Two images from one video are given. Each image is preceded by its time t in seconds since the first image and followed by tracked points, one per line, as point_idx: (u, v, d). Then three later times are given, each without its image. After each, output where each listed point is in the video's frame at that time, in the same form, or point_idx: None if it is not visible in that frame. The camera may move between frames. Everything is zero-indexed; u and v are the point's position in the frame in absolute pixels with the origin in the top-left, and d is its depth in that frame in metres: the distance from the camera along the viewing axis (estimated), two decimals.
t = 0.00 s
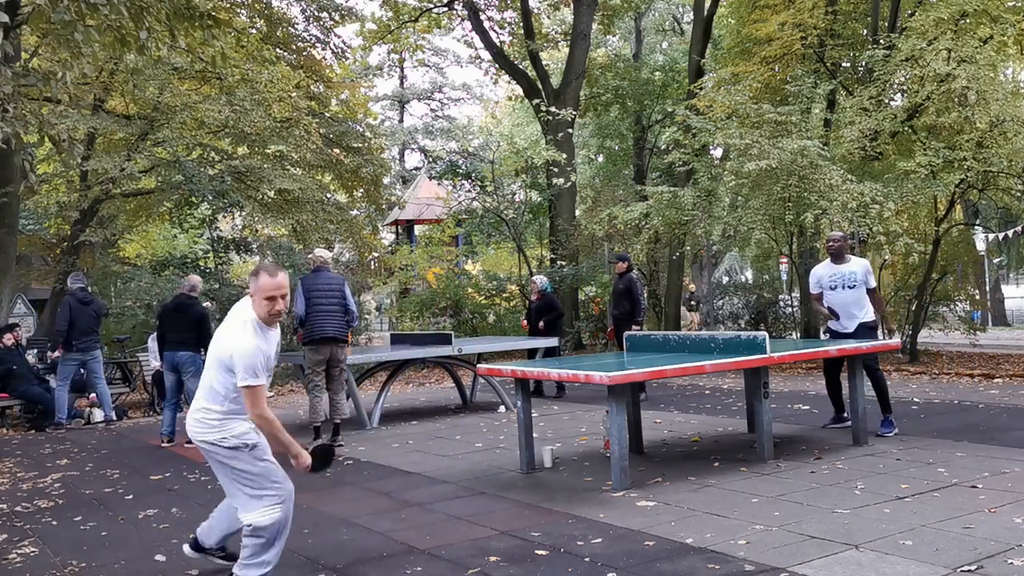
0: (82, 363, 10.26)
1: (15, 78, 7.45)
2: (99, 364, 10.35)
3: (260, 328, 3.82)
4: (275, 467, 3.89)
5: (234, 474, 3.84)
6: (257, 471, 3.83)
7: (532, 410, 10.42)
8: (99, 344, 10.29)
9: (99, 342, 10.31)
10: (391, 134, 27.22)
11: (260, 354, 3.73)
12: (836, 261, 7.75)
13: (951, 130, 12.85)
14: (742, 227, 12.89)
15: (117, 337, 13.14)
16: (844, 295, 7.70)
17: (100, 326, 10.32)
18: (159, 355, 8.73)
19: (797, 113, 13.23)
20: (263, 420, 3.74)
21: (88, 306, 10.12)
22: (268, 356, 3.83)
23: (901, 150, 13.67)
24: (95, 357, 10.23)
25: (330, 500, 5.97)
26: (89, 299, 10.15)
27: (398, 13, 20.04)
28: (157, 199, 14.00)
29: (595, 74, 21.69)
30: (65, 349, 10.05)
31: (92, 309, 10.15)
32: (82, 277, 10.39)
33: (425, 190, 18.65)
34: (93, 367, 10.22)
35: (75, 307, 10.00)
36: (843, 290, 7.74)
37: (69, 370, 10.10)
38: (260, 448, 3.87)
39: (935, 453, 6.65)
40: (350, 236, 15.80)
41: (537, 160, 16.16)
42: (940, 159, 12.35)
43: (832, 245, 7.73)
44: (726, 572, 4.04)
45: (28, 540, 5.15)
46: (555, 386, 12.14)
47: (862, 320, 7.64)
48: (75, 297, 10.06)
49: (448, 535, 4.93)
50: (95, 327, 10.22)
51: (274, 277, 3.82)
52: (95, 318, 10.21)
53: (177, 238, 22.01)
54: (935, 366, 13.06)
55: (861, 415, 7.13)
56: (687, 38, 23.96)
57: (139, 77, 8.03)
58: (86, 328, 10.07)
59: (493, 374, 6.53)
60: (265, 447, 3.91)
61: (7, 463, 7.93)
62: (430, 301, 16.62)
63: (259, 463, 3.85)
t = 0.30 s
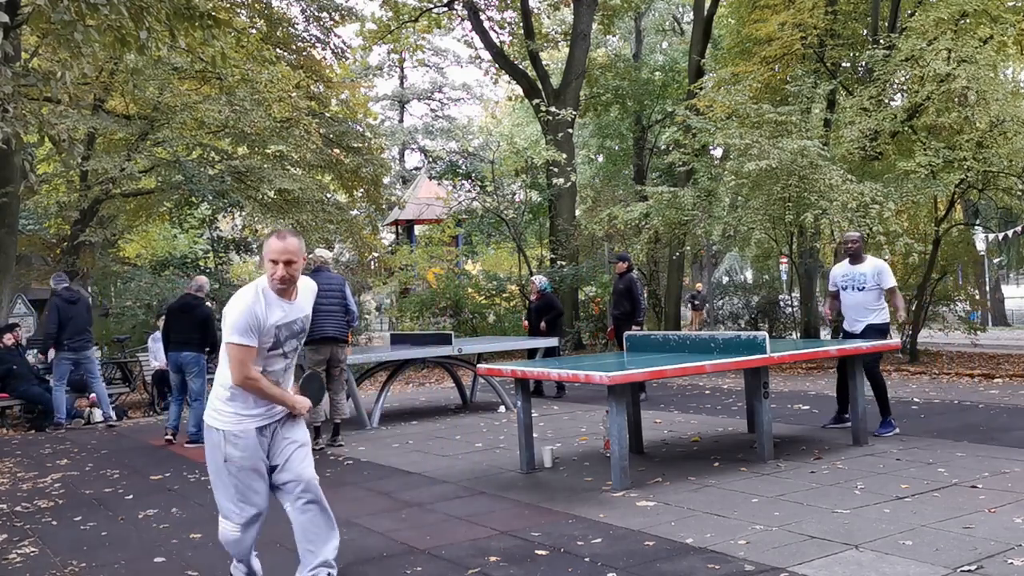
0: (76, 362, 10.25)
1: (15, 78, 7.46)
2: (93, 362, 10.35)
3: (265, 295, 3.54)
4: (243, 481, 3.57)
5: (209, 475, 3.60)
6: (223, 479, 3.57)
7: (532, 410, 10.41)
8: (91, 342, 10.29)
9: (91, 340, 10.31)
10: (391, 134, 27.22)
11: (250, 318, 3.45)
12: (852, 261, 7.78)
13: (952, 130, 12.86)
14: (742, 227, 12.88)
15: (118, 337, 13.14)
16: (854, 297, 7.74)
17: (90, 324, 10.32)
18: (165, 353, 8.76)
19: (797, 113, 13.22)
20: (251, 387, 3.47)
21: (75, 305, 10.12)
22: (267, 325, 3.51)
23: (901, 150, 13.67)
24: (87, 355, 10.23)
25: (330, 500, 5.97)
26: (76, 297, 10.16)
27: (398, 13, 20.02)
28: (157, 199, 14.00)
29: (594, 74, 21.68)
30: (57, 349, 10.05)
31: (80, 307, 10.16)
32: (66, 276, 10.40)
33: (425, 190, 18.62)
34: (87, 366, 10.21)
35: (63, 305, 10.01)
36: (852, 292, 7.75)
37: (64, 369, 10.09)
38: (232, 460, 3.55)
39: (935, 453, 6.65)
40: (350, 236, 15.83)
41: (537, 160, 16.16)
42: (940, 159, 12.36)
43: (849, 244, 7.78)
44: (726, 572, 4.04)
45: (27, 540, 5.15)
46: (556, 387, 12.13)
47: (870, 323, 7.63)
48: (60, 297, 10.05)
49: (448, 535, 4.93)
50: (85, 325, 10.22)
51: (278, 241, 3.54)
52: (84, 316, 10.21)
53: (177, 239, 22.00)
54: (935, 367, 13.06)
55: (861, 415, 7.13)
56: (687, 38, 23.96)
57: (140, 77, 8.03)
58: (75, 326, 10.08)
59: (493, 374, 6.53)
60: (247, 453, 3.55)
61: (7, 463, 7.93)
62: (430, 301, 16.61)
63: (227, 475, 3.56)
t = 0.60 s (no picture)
0: (76, 363, 10.26)
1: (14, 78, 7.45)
2: (92, 362, 10.35)
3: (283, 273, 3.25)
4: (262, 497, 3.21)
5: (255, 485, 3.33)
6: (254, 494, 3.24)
7: (532, 410, 10.41)
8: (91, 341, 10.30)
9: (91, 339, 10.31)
10: (391, 134, 27.20)
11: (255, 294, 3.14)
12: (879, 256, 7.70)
13: (952, 130, 12.87)
14: (742, 227, 12.88)
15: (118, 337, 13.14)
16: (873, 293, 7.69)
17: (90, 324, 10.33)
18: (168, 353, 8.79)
19: (797, 113, 13.22)
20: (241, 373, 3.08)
21: (72, 305, 10.14)
22: (275, 303, 3.17)
23: (901, 150, 13.67)
24: (87, 355, 10.22)
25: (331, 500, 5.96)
26: (74, 297, 10.18)
27: (398, 13, 20.01)
28: (157, 199, 13.99)
29: (594, 74, 21.66)
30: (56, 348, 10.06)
31: (78, 307, 10.17)
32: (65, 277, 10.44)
33: (425, 190, 18.55)
34: (86, 365, 10.22)
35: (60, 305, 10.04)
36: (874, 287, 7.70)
37: (64, 369, 10.10)
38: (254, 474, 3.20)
39: (935, 453, 6.65)
40: (351, 236, 15.85)
41: (537, 160, 16.16)
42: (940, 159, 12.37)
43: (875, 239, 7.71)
44: (726, 572, 4.04)
45: (28, 540, 5.15)
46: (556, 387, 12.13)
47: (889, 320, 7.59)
48: (58, 297, 10.09)
49: (448, 536, 4.93)
50: (84, 325, 10.23)
51: (296, 217, 3.27)
52: (84, 316, 10.22)
53: (176, 239, 21.97)
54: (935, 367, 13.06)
55: (861, 415, 7.12)
56: (687, 38, 23.96)
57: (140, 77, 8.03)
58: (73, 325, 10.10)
59: (493, 374, 6.53)
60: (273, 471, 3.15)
61: (7, 463, 7.93)
62: (430, 301, 16.58)
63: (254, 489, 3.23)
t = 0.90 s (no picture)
0: (84, 364, 10.28)
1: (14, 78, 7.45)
2: (100, 365, 10.39)
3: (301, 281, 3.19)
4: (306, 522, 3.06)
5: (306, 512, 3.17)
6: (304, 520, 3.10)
7: (532, 410, 10.40)
8: (101, 344, 10.32)
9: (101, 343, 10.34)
10: (391, 134, 27.19)
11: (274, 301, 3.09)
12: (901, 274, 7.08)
13: (952, 130, 12.89)
14: (742, 226, 12.88)
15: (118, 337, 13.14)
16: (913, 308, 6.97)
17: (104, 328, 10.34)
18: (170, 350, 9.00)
19: (797, 113, 13.22)
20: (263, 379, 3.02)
21: (90, 308, 10.13)
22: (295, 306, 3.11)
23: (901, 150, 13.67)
24: (96, 357, 10.26)
25: (331, 500, 5.96)
26: (94, 300, 10.16)
27: (398, 13, 19.99)
28: (157, 199, 13.99)
29: (594, 74, 21.65)
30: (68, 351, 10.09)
31: (96, 311, 10.16)
32: (84, 277, 10.39)
33: (425, 190, 18.49)
34: (94, 367, 10.28)
35: (80, 308, 10.05)
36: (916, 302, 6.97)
37: (73, 371, 10.14)
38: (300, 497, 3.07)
39: (935, 453, 6.65)
40: (351, 236, 15.85)
41: (537, 160, 16.16)
42: (940, 158, 12.40)
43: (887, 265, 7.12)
44: (726, 572, 4.04)
45: (28, 540, 5.15)
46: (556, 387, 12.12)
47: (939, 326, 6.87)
48: (77, 299, 10.08)
49: (448, 535, 4.93)
50: (99, 329, 10.24)
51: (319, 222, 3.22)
52: (98, 320, 10.22)
53: (177, 239, 21.95)
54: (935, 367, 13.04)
55: (860, 415, 7.12)
56: (687, 38, 23.96)
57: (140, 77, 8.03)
58: (88, 329, 10.09)
59: (493, 374, 6.53)
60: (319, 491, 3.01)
61: (7, 463, 7.93)
62: (430, 301, 16.56)
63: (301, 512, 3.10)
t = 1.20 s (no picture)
0: (84, 364, 10.28)
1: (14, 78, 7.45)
2: (100, 365, 10.39)
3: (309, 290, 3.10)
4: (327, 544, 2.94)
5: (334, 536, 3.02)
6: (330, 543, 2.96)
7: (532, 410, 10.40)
8: (101, 344, 10.32)
9: (101, 343, 10.33)
10: (391, 134, 27.19)
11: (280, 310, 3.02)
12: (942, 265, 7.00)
13: (952, 130, 12.89)
14: (742, 226, 12.88)
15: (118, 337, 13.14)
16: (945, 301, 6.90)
17: (104, 328, 10.33)
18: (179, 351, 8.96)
19: (797, 113, 13.23)
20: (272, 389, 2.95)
21: (90, 308, 10.14)
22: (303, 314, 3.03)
23: (901, 150, 13.67)
24: (95, 357, 10.26)
25: (331, 500, 5.96)
26: (93, 300, 10.16)
27: (398, 13, 19.98)
28: (157, 199, 13.99)
29: (594, 74, 21.65)
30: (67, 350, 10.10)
31: (95, 311, 10.17)
32: (84, 277, 10.40)
33: (424, 189, 18.39)
34: (93, 367, 10.29)
35: (79, 308, 10.05)
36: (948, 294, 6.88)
37: (72, 371, 10.14)
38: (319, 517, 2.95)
39: (935, 454, 6.65)
40: (350, 235, 16.24)
41: (537, 160, 16.14)
42: (940, 158, 12.40)
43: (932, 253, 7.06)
44: (726, 572, 4.04)
45: (28, 540, 5.15)
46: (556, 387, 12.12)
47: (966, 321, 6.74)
48: (77, 298, 10.09)
49: (448, 535, 4.93)
50: (99, 330, 10.24)
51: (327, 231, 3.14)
52: (98, 320, 10.22)
53: (177, 239, 21.96)
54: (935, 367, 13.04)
55: (861, 415, 7.12)
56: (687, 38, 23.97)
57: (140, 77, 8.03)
58: (87, 328, 10.10)
59: (493, 374, 6.53)
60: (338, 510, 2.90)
61: (7, 463, 7.93)
62: (430, 301, 16.57)
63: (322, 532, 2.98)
